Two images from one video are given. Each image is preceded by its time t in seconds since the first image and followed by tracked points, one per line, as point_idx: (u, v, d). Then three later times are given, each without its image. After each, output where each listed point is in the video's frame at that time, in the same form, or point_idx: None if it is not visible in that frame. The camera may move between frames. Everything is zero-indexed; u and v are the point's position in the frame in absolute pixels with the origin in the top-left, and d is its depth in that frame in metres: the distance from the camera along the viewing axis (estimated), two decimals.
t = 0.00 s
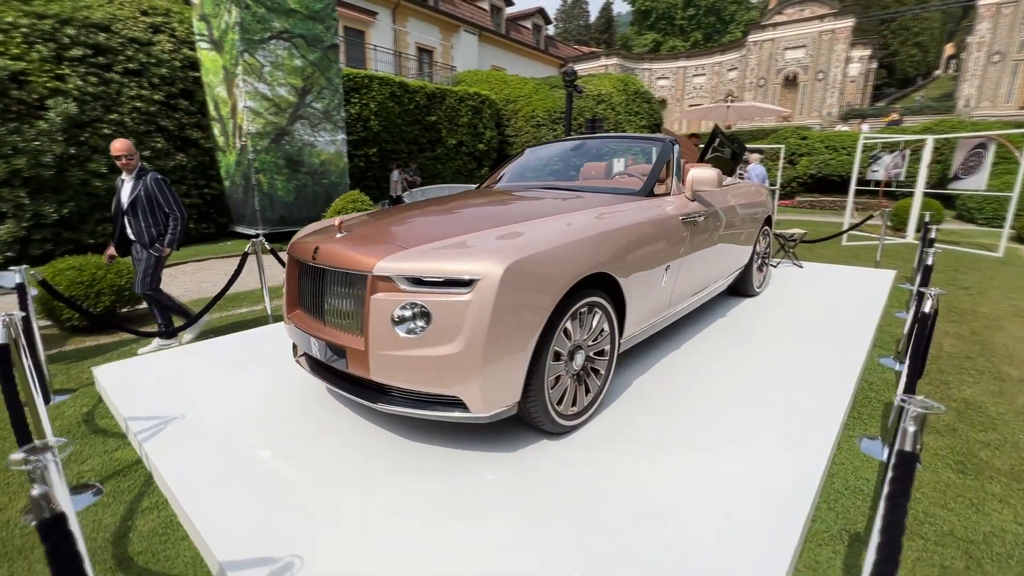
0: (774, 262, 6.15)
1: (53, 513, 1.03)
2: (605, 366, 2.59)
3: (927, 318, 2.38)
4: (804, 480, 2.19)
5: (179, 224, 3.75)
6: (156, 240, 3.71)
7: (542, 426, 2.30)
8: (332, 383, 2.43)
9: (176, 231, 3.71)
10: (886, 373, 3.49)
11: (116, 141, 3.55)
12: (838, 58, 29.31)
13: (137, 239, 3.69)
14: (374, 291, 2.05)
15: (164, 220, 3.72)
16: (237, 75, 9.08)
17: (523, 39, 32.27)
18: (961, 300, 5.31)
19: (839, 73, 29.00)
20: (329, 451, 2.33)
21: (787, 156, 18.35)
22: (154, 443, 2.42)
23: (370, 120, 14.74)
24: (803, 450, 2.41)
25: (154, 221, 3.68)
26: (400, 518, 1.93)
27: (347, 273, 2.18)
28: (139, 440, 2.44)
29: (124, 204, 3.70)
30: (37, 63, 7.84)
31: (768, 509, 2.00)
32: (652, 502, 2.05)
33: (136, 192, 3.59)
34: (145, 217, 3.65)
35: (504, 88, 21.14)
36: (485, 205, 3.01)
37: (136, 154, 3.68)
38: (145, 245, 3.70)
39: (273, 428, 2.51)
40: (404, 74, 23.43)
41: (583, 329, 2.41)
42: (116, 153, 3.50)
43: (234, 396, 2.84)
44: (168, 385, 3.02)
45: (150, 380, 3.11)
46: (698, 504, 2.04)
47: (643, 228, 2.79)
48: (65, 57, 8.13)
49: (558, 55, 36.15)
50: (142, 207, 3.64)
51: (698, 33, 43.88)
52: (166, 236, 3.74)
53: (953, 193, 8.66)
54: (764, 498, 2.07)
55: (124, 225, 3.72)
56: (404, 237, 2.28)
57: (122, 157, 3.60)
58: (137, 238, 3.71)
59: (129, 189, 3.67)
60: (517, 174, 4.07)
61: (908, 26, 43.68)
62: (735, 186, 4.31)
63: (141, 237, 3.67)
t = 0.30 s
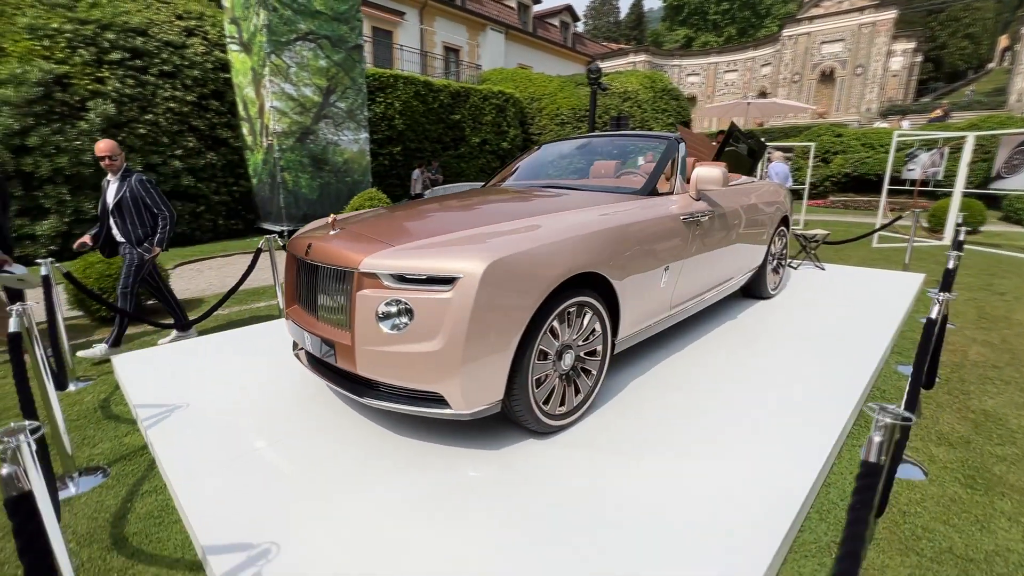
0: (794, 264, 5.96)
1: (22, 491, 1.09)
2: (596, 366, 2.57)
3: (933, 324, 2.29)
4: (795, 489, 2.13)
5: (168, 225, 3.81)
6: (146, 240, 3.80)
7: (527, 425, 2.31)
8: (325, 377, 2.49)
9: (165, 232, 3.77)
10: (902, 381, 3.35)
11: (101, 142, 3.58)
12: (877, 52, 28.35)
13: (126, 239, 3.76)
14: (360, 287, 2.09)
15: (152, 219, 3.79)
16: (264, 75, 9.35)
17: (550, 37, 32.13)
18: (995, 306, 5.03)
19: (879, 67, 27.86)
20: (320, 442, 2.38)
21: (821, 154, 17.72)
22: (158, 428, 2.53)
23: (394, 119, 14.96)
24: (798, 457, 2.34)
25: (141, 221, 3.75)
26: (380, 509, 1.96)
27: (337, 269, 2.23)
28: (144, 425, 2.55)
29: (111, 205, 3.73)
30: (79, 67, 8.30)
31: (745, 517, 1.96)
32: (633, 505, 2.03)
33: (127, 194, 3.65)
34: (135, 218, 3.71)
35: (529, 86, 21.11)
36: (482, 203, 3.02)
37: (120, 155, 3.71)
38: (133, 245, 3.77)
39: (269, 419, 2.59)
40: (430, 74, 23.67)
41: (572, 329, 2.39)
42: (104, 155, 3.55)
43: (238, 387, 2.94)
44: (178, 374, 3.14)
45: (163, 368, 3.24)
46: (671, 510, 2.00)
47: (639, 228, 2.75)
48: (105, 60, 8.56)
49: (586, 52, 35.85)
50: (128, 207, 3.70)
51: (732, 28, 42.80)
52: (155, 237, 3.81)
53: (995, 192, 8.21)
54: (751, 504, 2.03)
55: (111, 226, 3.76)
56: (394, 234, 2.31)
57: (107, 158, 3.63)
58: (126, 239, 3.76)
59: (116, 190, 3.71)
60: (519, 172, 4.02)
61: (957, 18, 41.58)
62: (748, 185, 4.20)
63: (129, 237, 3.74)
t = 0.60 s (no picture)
0: (817, 264, 5.76)
1: (11, 466, 1.16)
2: (590, 364, 2.57)
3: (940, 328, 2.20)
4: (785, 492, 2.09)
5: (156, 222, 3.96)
6: (134, 236, 3.93)
7: (517, 421, 2.33)
8: (324, 368, 2.56)
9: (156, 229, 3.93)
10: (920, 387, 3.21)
11: (87, 139, 3.64)
12: (922, 42, 27.08)
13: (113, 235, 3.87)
14: (354, 282, 2.14)
15: (140, 217, 3.90)
16: (290, 75, 9.59)
17: (578, 33, 31.86)
18: None
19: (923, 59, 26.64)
20: (317, 432, 2.46)
21: (857, 150, 17.00)
22: (168, 413, 2.65)
23: (418, 117, 15.14)
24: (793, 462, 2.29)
25: (128, 218, 3.86)
26: (367, 497, 2.02)
27: (332, 264, 2.29)
28: (157, 409, 2.69)
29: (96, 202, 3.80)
30: (118, 69, 8.72)
31: (729, 519, 1.94)
32: (616, 504, 2.03)
33: (116, 191, 3.75)
34: (123, 216, 3.83)
35: (555, 83, 21.00)
36: (483, 199, 3.03)
37: (105, 151, 3.80)
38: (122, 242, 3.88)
39: (271, 408, 2.68)
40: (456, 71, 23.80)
41: (565, 326, 2.40)
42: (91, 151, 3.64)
43: (246, 376, 3.05)
44: (192, 362, 3.28)
45: (179, 357, 3.38)
46: (653, 510, 1.99)
47: (638, 226, 2.73)
48: (142, 62, 8.95)
49: (614, 47, 35.43)
50: (115, 205, 3.80)
51: (767, 20, 41.55)
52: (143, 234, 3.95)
53: None
54: (729, 509, 1.99)
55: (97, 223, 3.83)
56: (389, 230, 2.35)
57: (93, 154, 3.71)
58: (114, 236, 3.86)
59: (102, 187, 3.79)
60: (524, 169, 3.99)
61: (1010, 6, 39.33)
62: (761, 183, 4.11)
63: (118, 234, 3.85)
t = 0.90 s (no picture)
0: (840, 261, 5.56)
1: (8, 439, 1.26)
2: (585, 359, 2.56)
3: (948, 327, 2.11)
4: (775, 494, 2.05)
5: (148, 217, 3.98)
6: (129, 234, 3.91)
7: (508, 413, 2.35)
8: (324, 357, 2.63)
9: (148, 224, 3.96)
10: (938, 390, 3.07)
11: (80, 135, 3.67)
12: (969, 30, 25.76)
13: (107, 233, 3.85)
14: (348, 273, 2.19)
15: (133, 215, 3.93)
16: (315, 72, 9.78)
17: (604, 26, 31.43)
18: None
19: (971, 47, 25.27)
20: (316, 418, 2.53)
21: (895, 144, 16.27)
22: (179, 397, 2.78)
23: (441, 113, 15.25)
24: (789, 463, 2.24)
25: (122, 216, 3.87)
26: (357, 484, 2.07)
27: (330, 255, 2.34)
28: (169, 393, 2.81)
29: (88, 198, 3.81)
30: (152, 68, 9.08)
31: (714, 518, 1.92)
32: (601, 499, 2.03)
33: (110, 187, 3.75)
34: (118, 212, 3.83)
35: (579, 77, 20.80)
36: (485, 191, 3.04)
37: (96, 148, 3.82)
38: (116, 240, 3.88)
39: (275, 393, 2.77)
40: (481, 67, 23.83)
41: (559, 320, 2.40)
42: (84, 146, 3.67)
43: (256, 363, 3.16)
44: (207, 348, 3.41)
45: (196, 343, 3.53)
46: (637, 507, 1.98)
47: (637, 220, 2.70)
48: (174, 62, 9.29)
49: (642, 39, 34.82)
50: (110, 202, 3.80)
51: (803, 10, 40.07)
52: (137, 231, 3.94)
53: None
54: (716, 508, 1.97)
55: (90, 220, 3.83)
56: (386, 222, 2.39)
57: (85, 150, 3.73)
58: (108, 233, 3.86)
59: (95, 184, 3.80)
60: (531, 161, 3.98)
61: None
62: (775, 178, 4.00)
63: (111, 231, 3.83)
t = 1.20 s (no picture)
0: (867, 257, 5.32)
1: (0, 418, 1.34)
2: (585, 352, 2.51)
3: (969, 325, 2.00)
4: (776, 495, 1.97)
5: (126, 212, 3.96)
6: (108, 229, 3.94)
7: (504, 405, 2.32)
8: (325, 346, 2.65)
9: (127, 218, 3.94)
10: (964, 394, 2.90)
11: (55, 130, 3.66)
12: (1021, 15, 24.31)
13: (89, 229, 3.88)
14: (344, 262, 2.19)
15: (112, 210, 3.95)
16: (337, 66, 9.89)
17: (631, 18, 30.87)
18: None
19: (1022, 33, 23.87)
20: (315, 406, 2.56)
21: (936, 136, 15.51)
22: (188, 382, 2.85)
23: (463, 106, 15.25)
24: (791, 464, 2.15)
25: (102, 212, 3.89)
26: (348, 472, 2.09)
27: (328, 244, 2.34)
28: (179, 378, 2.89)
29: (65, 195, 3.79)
30: (181, 65, 9.34)
31: (709, 519, 1.86)
32: (593, 494, 1.99)
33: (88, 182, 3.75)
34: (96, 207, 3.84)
35: (604, 70, 20.50)
36: (488, 181, 3.00)
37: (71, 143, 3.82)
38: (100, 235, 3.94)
39: (278, 381, 2.81)
40: (504, 60, 23.77)
41: (557, 312, 2.36)
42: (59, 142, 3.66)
43: (263, 351, 3.22)
44: (220, 336, 3.50)
45: (208, 330, 3.61)
46: (629, 504, 1.94)
47: (643, 212, 2.62)
48: (202, 58, 9.53)
49: (669, 30, 34.06)
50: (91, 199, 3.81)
51: None
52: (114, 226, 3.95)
53: None
54: (711, 508, 1.91)
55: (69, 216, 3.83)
56: (384, 212, 2.38)
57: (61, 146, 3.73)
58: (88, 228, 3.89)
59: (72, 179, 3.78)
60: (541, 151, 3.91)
61: None
62: (796, 168, 3.84)
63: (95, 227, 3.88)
